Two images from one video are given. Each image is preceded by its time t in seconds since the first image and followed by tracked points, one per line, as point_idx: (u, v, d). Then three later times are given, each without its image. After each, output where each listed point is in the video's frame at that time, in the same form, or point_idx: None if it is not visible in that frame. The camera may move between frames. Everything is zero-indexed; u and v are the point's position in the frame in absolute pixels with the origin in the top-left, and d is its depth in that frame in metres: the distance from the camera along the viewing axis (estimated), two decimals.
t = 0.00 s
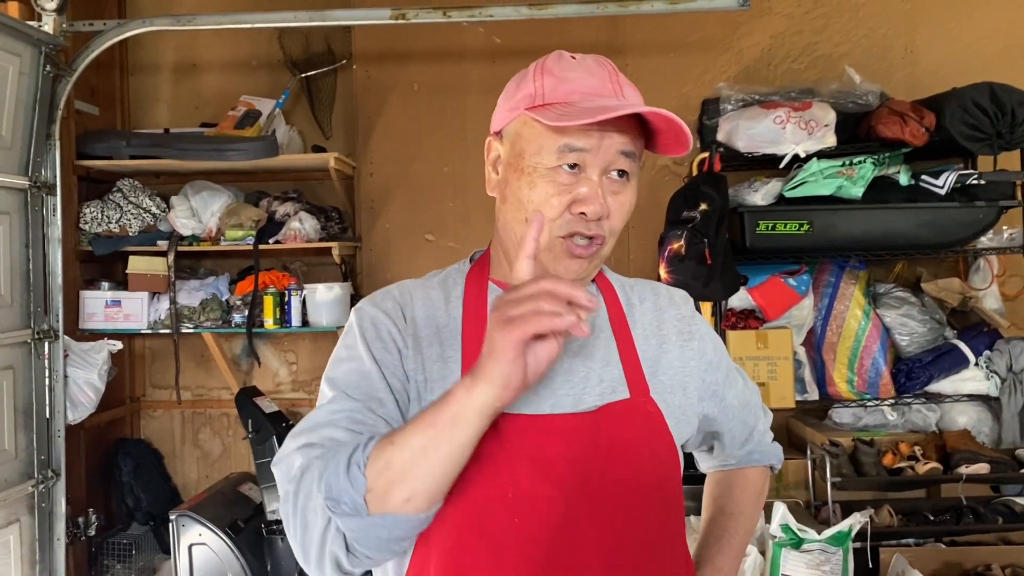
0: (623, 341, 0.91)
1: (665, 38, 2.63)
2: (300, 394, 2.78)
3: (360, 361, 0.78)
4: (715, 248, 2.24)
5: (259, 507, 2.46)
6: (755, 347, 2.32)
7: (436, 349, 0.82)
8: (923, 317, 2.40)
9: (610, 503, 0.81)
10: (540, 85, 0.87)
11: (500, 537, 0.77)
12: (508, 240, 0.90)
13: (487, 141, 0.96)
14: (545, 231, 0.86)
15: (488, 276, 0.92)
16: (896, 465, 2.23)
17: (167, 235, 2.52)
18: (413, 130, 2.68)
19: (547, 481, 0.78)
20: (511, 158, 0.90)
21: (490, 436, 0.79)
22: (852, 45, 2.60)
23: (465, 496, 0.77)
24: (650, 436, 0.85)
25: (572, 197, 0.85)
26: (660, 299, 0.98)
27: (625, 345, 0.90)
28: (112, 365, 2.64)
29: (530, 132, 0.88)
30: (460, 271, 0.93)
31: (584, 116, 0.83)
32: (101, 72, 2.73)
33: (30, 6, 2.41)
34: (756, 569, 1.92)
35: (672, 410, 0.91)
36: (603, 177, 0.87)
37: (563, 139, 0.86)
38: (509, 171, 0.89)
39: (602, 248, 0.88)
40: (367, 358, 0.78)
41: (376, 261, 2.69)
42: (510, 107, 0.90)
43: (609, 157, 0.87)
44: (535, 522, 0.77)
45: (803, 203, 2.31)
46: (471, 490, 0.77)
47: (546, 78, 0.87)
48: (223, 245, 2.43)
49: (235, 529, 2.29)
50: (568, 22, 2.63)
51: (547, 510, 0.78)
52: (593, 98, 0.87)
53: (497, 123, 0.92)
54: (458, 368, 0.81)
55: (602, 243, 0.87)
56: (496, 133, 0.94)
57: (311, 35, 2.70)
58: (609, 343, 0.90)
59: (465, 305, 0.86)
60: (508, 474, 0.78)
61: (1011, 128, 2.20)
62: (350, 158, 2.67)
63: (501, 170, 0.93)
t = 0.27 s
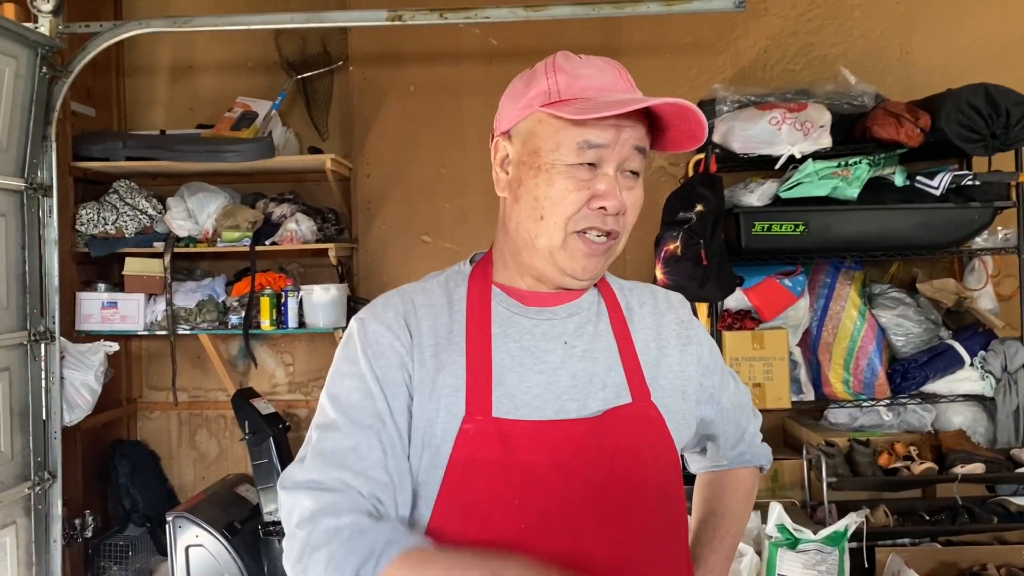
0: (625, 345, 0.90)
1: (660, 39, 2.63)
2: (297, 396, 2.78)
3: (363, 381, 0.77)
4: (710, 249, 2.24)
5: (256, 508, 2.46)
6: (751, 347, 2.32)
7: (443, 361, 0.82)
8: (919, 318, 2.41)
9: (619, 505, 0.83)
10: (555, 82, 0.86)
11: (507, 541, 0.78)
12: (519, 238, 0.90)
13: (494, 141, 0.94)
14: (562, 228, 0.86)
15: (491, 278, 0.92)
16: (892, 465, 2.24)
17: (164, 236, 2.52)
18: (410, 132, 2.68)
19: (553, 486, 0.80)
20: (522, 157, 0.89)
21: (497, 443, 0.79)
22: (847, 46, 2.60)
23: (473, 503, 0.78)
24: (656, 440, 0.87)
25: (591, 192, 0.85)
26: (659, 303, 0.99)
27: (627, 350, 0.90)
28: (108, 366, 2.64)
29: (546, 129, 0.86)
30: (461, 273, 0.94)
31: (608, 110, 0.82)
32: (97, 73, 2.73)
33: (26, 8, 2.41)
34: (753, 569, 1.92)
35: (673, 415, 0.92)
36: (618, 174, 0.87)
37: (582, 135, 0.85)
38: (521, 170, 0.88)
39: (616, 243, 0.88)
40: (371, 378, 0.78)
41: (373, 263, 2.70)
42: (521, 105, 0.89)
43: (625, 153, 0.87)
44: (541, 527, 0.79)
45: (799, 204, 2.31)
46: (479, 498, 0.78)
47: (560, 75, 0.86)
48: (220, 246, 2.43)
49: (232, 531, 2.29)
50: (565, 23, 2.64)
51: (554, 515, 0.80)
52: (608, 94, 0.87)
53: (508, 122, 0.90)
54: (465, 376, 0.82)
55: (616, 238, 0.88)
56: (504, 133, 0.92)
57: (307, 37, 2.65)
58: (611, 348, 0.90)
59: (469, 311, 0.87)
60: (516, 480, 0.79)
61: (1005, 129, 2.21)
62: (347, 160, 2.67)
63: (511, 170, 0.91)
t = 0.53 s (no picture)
0: (624, 347, 0.91)
1: (656, 40, 2.64)
2: (294, 396, 2.78)
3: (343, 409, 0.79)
4: (707, 250, 2.24)
5: (253, 509, 2.45)
6: (746, 347, 2.33)
7: (435, 370, 0.82)
8: (914, 318, 2.42)
9: (618, 509, 0.84)
10: (568, 81, 0.86)
11: (506, 545, 0.79)
12: (524, 237, 0.89)
13: (501, 140, 0.93)
14: (576, 227, 0.86)
15: (489, 281, 0.91)
16: (888, 465, 2.24)
17: (161, 237, 2.52)
18: (406, 132, 2.68)
19: (553, 489, 0.81)
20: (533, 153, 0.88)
21: (495, 448, 0.80)
22: (844, 47, 2.61)
23: (471, 509, 0.78)
24: (656, 443, 0.88)
25: (606, 191, 0.85)
26: (656, 305, 0.99)
27: (627, 353, 0.90)
28: (104, 367, 2.64)
29: (560, 128, 0.86)
30: (458, 273, 0.93)
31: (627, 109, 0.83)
32: (93, 74, 2.73)
33: (21, 9, 2.41)
34: (749, 569, 1.93)
35: (672, 418, 0.92)
36: (631, 172, 0.88)
37: (597, 134, 0.86)
38: (532, 169, 0.88)
39: (626, 242, 0.88)
40: (349, 408, 0.78)
41: (370, 263, 2.70)
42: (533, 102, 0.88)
43: (638, 152, 0.88)
44: (541, 530, 0.80)
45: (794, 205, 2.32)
46: (478, 504, 0.79)
47: (573, 73, 0.86)
48: (216, 246, 2.43)
49: (229, 532, 2.29)
50: (561, 23, 2.64)
51: (554, 518, 0.80)
52: (620, 93, 0.88)
53: (517, 120, 0.89)
54: (461, 381, 0.83)
55: (626, 237, 0.88)
56: (512, 133, 0.91)
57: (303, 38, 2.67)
58: (611, 351, 0.90)
59: (467, 315, 0.87)
60: (514, 485, 0.80)
61: (1001, 130, 2.21)
62: (344, 161, 2.67)
63: (520, 170, 0.90)
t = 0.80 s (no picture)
0: (617, 349, 0.90)
1: (654, 41, 2.64)
2: (292, 398, 2.78)
3: (325, 404, 0.82)
4: (705, 251, 2.24)
5: (250, 510, 2.45)
6: (744, 348, 2.33)
7: (420, 370, 0.84)
8: (912, 318, 2.41)
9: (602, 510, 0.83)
10: (554, 85, 0.86)
11: (487, 544, 0.80)
12: (514, 241, 0.90)
13: (490, 145, 0.93)
14: (567, 231, 0.86)
15: (479, 283, 0.93)
16: (886, 466, 2.24)
17: (158, 238, 2.51)
18: (404, 133, 2.68)
19: (533, 489, 0.81)
20: (523, 158, 0.88)
21: (477, 447, 0.81)
22: (841, 47, 2.61)
23: (450, 507, 0.80)
24: (643, 444, 0.86)
25: (595, 195, 0.85)
26: (656, 306, 0.97)
27: (618, 354, 0.90)
28: (102, 368, 2.63)
29: (547, 132, 0.87)
30: (451, 275, 0.95)
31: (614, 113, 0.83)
32: (90, 75, 2.72)
33: (19, 9, 2.40)
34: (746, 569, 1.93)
35: (665, 420, 0.90)
36: (620, 175, 0.87)
37: (585, 138, 0.86)
38: (520, 174, 0.88)
39: (618, 244, 0.88)
40: (329, 404, 0.81)
41: (368, 264, 2.70)
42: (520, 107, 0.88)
43: (627, 154, 0.88)
44: (520, 531, 0.80)
45: (791, 206, 2.32)
46: (458, 502, 0.80)
47: (559, 77, 0.86)
48: (213, 247, 2.43)
49: (226, 533, 2.29)
50: (559, 24, 2.64)
51: (534, 518, 0.80)
52: (608, 96, 0.88)
53: (505, 126, 0.90)
54: (445, 382, 0.84)
55: (618, 239, 0.88)
56: (501, 137, 0.91)
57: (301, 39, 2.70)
58: (602, 353, 0.90)
59: (455, 317, 0.88)
60: (495, 485, 0.81)
61: (998, 130, 2.21)
62: (342, 161, 2.67)
63: (509, 175, 0.91)
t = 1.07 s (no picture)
0: (611, 352, 0.89)
1: (654, 42, 2.64)
2: (291, 399, 2.78)
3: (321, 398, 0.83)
4: (705, 252, 2.25)
5: (250, 512, 2.45)
6: (744, 350, 2.32)
7: (410, 368, 0.84)
8: (913, 320, 2.41)
9: (591, 509, 0.83)
10: (538, 85, 0.86)
11: (471, 543, 0.80)
12: (507, 243, 0.91)
13: (480, 147, 0.95)
14: (556, 230, 0.86)
15: (474, 283, 0.93)
16: (886, 468, 2.24)
17: (158, 239, 2.51)
18: (403, 135, 2.68)
19: (517, 490, 0.81)
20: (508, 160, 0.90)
21: (462, 446, 0.81)
22: (841, 49, 2.61)
23: (435, 505, 0.80)
24: (631, 446, 0.86)
25: (582, 194, 0.86)
26: (657, 307, 0.95)
27: (612, 357, 0.89)
28: (101, 370, 2.63)
29: (535, 133, 0.87)
30: (448, 275, 0.95)
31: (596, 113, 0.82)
32: (90, 76, 2.72)
33: (19, 10, 2.40)
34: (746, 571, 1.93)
35: (661, 423, 0.89)
36: (609, 174, 0.87)
37: (570, 138, 0.86)
38: (509, 175, 0.89)
39: (610, 244, 0.89)
40: (326, 398, 0.82)
41: (367, 265, 2.70)
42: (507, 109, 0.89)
43: (614, 153, 0.87)
44: (505, 529, 0.81)
45: (792, 207, 2.32)
46: (443, 500, 0.80)
47: (544, 78, 0.86)
48: (213, 249, 2.43)
49: (226, 535, 2.28)
50: (559, 26, 2.64)
51: (518, 517, 0.81)
52: (594, 95, 0.87)
53: (494, 127, 0.91)
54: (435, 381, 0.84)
55: (610, 238, 0.88)
56: (490, 139, 0.93)
57: (301, 41, 2.70)
58: (596, 354, 0.89)
59: (447, 315, 0.89)
60: (480, 483, 0.81)
61: (998, 132, 2.21)
62: (341, 163, 2.67)
63: (499, 176, 0.92)
